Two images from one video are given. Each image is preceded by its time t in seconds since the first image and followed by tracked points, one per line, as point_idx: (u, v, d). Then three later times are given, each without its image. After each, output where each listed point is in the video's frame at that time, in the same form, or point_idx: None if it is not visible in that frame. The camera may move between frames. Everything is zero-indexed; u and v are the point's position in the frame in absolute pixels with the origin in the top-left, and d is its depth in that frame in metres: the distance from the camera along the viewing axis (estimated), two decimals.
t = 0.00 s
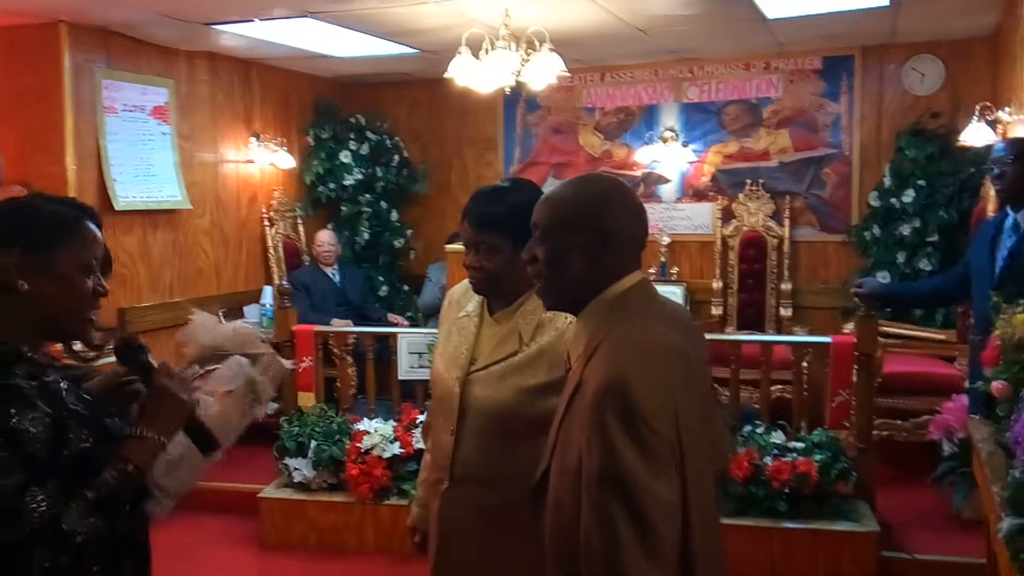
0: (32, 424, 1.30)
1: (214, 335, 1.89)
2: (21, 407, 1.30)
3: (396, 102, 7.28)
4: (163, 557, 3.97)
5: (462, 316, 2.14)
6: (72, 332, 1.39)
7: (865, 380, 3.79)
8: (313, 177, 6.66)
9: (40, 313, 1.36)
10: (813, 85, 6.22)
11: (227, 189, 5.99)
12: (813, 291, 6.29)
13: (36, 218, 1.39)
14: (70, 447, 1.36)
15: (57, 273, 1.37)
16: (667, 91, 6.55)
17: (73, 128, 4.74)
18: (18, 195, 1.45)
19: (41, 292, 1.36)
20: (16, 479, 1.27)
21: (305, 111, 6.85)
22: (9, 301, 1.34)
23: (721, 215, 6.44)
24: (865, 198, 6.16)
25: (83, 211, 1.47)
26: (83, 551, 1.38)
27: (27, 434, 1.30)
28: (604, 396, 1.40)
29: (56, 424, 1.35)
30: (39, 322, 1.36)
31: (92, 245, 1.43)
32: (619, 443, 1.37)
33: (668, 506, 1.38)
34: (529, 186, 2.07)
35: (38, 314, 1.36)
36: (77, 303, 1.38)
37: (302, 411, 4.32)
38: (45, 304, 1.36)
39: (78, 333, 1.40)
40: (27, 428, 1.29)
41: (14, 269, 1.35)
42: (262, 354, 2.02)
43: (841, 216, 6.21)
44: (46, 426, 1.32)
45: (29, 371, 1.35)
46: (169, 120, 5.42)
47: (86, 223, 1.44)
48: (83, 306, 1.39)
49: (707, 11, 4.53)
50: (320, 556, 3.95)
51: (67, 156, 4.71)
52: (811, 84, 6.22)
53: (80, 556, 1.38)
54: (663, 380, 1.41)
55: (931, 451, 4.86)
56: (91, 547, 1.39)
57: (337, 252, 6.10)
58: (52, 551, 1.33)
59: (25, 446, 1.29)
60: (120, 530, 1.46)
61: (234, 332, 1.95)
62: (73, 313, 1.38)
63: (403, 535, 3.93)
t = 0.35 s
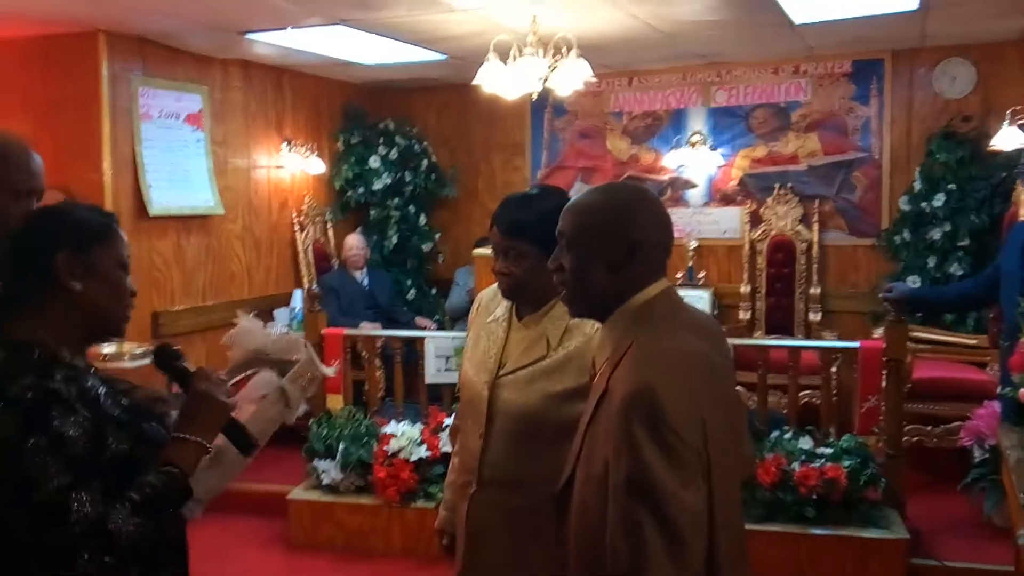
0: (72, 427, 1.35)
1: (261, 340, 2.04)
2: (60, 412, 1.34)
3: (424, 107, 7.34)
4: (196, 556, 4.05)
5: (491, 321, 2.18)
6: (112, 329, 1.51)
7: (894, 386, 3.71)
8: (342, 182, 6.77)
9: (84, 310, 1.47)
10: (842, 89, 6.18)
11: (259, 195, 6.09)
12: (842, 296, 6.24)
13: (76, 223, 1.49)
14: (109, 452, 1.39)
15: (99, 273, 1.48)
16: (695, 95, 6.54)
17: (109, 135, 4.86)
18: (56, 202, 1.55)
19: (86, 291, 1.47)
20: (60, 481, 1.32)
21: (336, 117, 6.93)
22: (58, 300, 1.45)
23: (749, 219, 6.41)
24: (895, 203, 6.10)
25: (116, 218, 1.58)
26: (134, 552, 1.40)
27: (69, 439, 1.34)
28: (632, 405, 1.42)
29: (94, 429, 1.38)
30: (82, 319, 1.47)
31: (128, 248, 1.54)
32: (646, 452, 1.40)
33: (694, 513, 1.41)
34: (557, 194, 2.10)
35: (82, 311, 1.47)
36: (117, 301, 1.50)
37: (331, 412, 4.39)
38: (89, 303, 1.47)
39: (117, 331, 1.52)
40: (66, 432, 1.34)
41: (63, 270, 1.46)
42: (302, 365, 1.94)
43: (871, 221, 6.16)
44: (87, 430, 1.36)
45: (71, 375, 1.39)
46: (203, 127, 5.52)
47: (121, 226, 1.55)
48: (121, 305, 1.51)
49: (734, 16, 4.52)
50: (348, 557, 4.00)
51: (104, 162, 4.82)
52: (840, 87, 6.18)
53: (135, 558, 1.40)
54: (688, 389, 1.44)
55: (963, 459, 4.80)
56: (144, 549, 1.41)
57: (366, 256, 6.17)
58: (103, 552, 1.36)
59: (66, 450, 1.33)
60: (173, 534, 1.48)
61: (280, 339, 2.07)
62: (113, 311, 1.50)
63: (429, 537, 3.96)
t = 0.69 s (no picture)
0: (107, 459, 1.31)
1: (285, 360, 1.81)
2: (96, 444, 1.30)
3: (435, 127, 7.43)
4: None
5: (517, 339, 2.23)
6: (143, 367, 1.44)
7: (909, 393, 3.79)
8: (356, 203, 6.86)
9: (113, 346, 1.39)
10: (849, 100, 6.26)
11: (273, 218, 6.15)
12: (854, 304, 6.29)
13: (111, 257, 1.44)
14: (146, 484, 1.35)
15: (133, 309, 1.41)
16: (703, 109, 6.61)
17: (124, 161, 4.91)
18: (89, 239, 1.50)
19: (118, 327, 1.40)
20: (98, 516, 1.29)
21: (348, 139, 7.02)
22: (89, 338, 1.38)
23: (761, 230, 6.47)
24: (904, 211, 6.16)
25: (152, 252, 1.52)
26: None
27: (104, 470, 1.30)
28: (666, 407, 1.47)
29: (128, 460, 1.33)
30: (113, 355, 1.40)
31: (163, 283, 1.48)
32: (681, 453, 1.44)
33: (728, 514, 1.43)
34: (576, 212, 2.15)
35: (112, 346, 1.39)
36: (149, 336, 1.43)
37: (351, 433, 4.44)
38: (121, 339, 1.40)
39: (150, 367, 1.45)
40: (102, 465, 1.30)
41: (96, 307, 1.39)
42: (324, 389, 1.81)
43: (881, 229, 6.22)
44: (123, 461, 1.32)
45: (101, 409, 1.34)
46: (216, 152, 5.59)
47: (157, 261, 1.50)
48: (154, 342, 1.43)
49: (745, 32, 4.60)
50: None
51: (119, 189, 4.88)
52: (847, 99, 6.26)
53: None
54: (722, 393, 1.47)
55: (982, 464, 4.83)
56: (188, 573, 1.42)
57: (380, 275, 6.19)
58: None
59: (104, 483, 1.30)
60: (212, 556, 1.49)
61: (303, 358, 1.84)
62: (146, 347, 1.42)
63: (455, 555, 3.99)
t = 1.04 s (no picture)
0: (130, 466, 1.31)
1: (266, 358, 1.58)
2: (119, 452, 1.31)
3: (428, 141, 7.46)
4: None
5: (517, 355, 2.25)
6: (147, 374, 1.43)
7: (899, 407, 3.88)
8: (349, 216, 6.87)
9: (111, 363, 1.40)
10: (837, 118, 6.35)
11: (265, 230, 6.15)
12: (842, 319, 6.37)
13: (89, 276, 1.42)
14: (166, 490, 1.34)
15: (122, 325, 1.41)
16: (695, 125, 6.69)
17: (116, 173, 4.90)
18: (73, 253, 1.49)
19: (109, 346, 1.40)
20: (125, 522, 1.28)
21: (342, 151, 7.04)
22: (82, 360, 1.39)
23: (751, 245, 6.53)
24: (892, 227, 6.25)
25: (138, 258, 1.50)
26: None
27: (128, 477, 1.30)
28: (668, 417, 1.49)
29: (146, 465, 1.34)
30: (112, 371, 1.41)
31: (152, 289, 1.46)
32: (683, 461, 1.46)
33: (728, 521, 1.46)
34: (575, 229, 2.17)
35: (108, 364, 1.40)
36: (147, 347, 1.42)
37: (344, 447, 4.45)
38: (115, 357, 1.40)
39: (154, 376, 1.44)
40: (126, 471, 1.30)
41: (84, 329, 1.39)
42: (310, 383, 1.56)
43: (869, 245, 6.30)
44: (145, 469, 1.33)
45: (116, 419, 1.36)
46: (209, 164, 5.59)
47: (141, 266, 1.47)
48: (152, 350, 1.43)
49: (739, 51, 4.66)
50: None
51: (110, 201, 4.87)
52: (836, 116, 6.35)
53: None
54: (721, 403, 1.50)
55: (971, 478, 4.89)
56: None
57: (372, 288, 6.24)
58: None
59: (129, 489, 1.30)
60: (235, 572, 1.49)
61: (289, 353, 1.61)
62: (144, 357, 1.42)
63: (449, 570, 3.98)
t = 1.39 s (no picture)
0: (149, 476, 1.29)
1: (268, 362, 1.64)
2: (139, 460, 1.28)
3: (422, 146, 7.47)
4: None
5: (508, 362, 2.25)
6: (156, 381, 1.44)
7: (890, 418, 3.82)
8: (342, 220, 6.86)
9: (137, 367, 1.39)
10: (831, 128, 6.37)
11: (258, 233, 6.14)
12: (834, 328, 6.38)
13: (126, 276, 1.40)
14: (181, 501, 1.32)
15: (155, 330, 1.40)
16: (688, 134, 6.71)
17: (109, 174, 4.88)
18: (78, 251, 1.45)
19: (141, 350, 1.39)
20: (141, 533, 1.26)
21: (335, 154, 7.03)
22: (115, 361, 1.36)
23: (743, 254, 6.55)
24: (884, 238, 6.27)
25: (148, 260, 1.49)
26: None
27: (147, 487, 1.28)
28: (657, 424, 1.49)
29: (164, 475, 1.31)
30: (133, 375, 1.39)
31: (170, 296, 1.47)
32: (671, 468, 1.46)
33: (717, 529, 1.45)
34: (568, 236, 2.15)
35: (136, 367, 1.38)
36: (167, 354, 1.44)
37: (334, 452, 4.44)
38: (144, 360, 1.39)
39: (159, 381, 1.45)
40: (145, 481, 1.28)
41: (123, 329, 1.37)
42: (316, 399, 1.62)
43: (861, 255, 6.32)
44: (163, 479, 1.31)
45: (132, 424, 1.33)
46: (202, 166, 5.58)
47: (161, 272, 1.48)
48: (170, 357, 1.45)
49: (733, 60, 4.68)
50: None
51: (103, 202, 4.85)
52: (829, 127, 6.37)
53: None
54: (710, 411, 1.50)
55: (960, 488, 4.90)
56: None
57: (366, 291, 6.16)
58: None
59: (147, 500, 1.27)
60: None
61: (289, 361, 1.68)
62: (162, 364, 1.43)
63: None
